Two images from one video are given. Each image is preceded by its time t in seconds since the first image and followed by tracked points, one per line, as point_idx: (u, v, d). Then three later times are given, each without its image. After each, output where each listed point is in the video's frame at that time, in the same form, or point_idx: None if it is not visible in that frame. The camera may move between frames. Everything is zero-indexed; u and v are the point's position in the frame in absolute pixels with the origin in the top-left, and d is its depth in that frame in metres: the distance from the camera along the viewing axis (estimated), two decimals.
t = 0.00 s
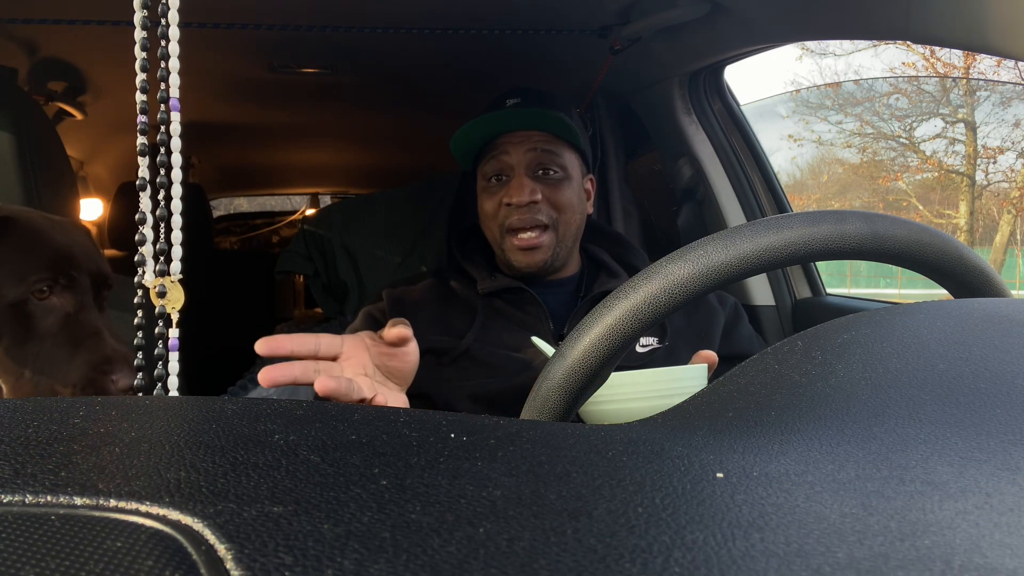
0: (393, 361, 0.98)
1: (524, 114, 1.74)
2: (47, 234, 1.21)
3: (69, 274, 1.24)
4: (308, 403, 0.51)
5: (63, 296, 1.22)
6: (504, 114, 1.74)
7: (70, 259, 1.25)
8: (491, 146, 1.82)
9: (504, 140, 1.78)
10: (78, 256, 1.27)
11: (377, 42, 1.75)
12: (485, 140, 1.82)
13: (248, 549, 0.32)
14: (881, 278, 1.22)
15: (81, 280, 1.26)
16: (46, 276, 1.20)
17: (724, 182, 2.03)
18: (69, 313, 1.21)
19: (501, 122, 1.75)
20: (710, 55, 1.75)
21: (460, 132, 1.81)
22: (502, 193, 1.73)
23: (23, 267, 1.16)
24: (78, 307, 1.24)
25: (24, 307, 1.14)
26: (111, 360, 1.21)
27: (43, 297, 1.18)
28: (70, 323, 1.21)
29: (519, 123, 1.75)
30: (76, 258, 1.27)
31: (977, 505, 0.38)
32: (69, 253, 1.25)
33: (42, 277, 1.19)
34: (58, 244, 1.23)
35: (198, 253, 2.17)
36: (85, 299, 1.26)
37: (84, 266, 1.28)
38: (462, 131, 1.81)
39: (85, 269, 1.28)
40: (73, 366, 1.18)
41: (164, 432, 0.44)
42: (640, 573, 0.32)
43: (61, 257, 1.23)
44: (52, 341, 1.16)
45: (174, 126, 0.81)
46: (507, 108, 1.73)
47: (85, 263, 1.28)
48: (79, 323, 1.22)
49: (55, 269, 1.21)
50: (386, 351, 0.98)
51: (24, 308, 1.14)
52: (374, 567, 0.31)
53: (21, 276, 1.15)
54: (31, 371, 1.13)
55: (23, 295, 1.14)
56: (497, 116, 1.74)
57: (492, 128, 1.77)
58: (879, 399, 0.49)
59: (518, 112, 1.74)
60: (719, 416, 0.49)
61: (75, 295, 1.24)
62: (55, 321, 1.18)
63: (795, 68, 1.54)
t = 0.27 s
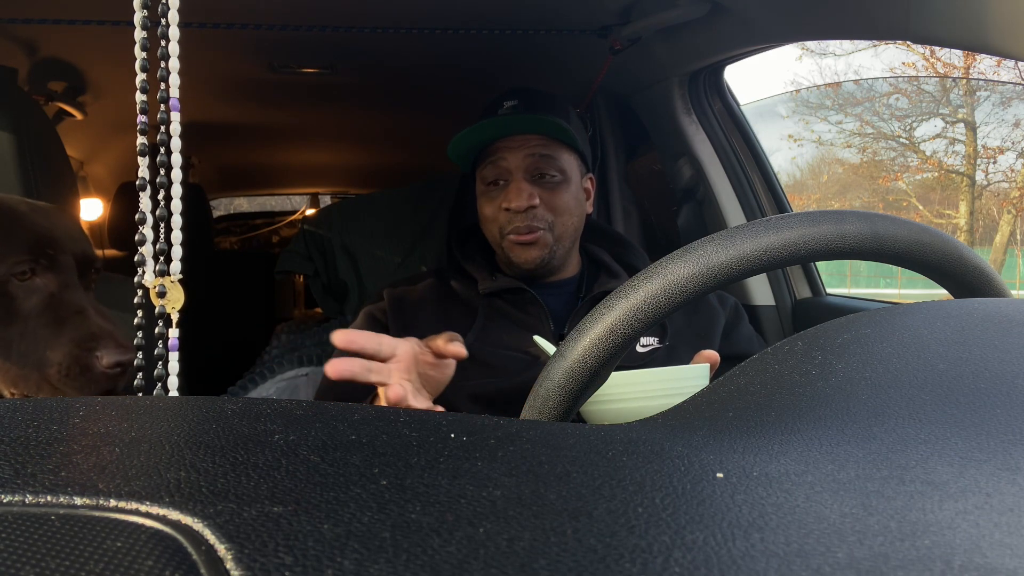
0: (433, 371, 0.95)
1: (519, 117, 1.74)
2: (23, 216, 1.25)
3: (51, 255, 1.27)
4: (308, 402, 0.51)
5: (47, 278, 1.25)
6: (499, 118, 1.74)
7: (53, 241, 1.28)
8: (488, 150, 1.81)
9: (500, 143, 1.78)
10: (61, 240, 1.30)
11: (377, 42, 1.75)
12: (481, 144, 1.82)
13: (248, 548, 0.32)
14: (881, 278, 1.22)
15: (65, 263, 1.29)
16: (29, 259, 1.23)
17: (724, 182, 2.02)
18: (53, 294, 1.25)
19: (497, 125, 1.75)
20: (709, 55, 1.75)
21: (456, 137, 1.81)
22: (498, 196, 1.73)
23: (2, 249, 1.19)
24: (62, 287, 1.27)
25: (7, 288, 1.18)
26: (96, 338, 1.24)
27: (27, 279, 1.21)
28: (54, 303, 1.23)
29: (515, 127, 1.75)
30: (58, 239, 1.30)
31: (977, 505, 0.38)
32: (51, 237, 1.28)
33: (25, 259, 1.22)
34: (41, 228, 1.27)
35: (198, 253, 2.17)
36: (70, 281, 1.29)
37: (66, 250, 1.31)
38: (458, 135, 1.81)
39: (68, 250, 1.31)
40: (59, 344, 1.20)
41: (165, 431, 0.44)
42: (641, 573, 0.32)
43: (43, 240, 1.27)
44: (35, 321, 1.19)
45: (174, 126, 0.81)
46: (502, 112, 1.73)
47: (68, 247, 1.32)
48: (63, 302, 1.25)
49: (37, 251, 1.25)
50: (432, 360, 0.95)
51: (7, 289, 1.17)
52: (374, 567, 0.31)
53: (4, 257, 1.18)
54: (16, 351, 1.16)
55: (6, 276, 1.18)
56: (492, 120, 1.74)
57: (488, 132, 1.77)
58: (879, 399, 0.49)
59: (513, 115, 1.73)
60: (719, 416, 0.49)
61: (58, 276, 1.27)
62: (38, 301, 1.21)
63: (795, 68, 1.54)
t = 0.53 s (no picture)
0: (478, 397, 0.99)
1: (511, 119, 1.73)
2: (16, 212, 1.25)
3: (45, 248, 1.31)
4: (308, 402, 0.51)
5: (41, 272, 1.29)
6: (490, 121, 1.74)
7: (48, 236, 1.32)
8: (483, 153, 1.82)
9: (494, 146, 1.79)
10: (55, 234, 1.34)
11: (377, 42, 1.75)
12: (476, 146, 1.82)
13: (248, 548, 0.32)
14: (881, 278, 1.22)
15: (59, 256, 1.33)
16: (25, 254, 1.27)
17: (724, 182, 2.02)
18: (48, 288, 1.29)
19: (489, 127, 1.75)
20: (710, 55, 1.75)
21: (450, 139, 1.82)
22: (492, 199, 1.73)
23: None
24: (57, 280, 1.31)
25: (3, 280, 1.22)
26: (93, 329, 1.28)
27: (22, 273, 1.26)
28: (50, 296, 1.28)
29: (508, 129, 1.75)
30: (51, 232, 1.33)
31: (977, 504, 0.38)
32: (47, 230, 1.32)
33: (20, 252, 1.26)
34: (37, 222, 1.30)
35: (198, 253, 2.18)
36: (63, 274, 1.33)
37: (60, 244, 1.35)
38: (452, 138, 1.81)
39: (62, 244, 1.35)
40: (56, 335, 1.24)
41: (165, 431, 0.44)
42: (641, 573, 0.32)
43: (39, 234, 1.30)
44: (30, 314, 1.23)
45: (174, 126, 0.81)
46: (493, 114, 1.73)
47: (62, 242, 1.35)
48: (58, 295, 1.29)
49: (31, 245, 1.29)
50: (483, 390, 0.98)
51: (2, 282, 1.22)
52: (374, 567, 0.31)
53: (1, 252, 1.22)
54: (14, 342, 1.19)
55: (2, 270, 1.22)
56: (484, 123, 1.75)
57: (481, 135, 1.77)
58: (879, 399, 0.49)
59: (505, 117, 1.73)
60: (720, 416, 0.49)
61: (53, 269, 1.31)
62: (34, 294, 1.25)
63: (795, 68, 1.54)
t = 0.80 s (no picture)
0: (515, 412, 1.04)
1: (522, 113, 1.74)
2: (27, 215, 1.28)
3: (54, 251, 1.31)
4: (308, 402, 0.51)
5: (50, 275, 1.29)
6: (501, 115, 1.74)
7: (57, 239, 1.32)
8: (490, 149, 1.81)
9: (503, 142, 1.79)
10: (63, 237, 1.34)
11: (377, 42, 1.75)
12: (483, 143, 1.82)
13: (248, 549, 0.32)
14: (881, 279, 1.22)
15: (68, 260, 1.34)
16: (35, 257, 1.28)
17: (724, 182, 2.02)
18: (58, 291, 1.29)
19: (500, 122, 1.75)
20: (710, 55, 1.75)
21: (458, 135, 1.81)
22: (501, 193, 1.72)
23: (9, 246, 1.23)
24: (66, 283, 1.31)
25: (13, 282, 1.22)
26: (103, 332, 1.29)
27: (32, 276, 1.26)
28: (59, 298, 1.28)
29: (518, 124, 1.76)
30: (59, 235, 1.34)
31: (977, 505, 0.38)
32: (54, 233, 1.32)
33: (30, 255, 1.27)
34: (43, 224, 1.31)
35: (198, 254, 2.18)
36: (73, 277, 1.34)
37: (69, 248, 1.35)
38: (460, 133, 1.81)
39: (70, 247, 1.36)
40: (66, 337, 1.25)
41: (165, 431, 0.44)
42: (641, 573, 0.32)
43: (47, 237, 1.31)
44: (41, 317, 1.23)
45: (174, 126, 0.81)
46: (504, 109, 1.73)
47: (70, 246, 1.36)
48: (67, 298, 1.29)
49: (41, 248, 1.29)
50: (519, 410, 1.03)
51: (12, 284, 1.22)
52: (374, 567, 0.31)
53: (11, 254, 1.23)
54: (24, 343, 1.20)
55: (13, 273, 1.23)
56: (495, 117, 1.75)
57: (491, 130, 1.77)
58: (878, 399, 0.49)
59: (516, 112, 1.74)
60: (719, 416, 0.49)
61: (62, 272, 1.32)
62: (43, 296, 1.26)
63: (795, 68, 1.54)
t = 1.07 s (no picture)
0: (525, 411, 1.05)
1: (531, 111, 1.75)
2: (32, 215, 1.29)
3: (61, 249, 1.33)
4: (308, 402, 0.51)
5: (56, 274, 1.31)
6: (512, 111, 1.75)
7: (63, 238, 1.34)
8: (496, 146, 1.81)
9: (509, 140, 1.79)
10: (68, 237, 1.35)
11: (377, 41, 1.75)
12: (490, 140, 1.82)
13: (248, 549, 0.32)
14: (881, 279, 1.22)
15: (74, 259, 1.35)
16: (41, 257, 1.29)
17: (724, 181, 2.02)
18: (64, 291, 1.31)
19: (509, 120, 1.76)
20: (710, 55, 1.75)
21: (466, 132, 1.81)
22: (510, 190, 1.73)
23: (14, 248, 1.25)
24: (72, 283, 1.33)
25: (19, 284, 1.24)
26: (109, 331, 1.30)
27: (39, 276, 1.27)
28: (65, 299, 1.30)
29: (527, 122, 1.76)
30: (66, 235, 1.35)
31: (977, 505, 0.38)
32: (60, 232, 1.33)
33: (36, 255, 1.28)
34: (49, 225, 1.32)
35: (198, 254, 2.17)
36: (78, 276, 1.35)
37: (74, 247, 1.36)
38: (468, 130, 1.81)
39: (76, 246, 1.37)
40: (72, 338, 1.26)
41: (165, 431, 0.44)
42: (641, 573, 0.32)
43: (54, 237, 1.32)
44: (47, 317, 1.24)
45: (174, 126, 0.81)
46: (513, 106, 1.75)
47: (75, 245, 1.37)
48: (74, 298, 1.31)
49: (47, 247, 1.30)
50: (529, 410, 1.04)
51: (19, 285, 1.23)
52: (374, 567, 0.31)
53: (16, 256, 1.25)
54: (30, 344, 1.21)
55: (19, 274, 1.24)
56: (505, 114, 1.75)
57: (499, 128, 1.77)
58: (878, 399, 0.49)
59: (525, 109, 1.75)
60: (719, 416, 0.49)
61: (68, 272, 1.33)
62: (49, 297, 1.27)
63: (795, 68, 1.54)
